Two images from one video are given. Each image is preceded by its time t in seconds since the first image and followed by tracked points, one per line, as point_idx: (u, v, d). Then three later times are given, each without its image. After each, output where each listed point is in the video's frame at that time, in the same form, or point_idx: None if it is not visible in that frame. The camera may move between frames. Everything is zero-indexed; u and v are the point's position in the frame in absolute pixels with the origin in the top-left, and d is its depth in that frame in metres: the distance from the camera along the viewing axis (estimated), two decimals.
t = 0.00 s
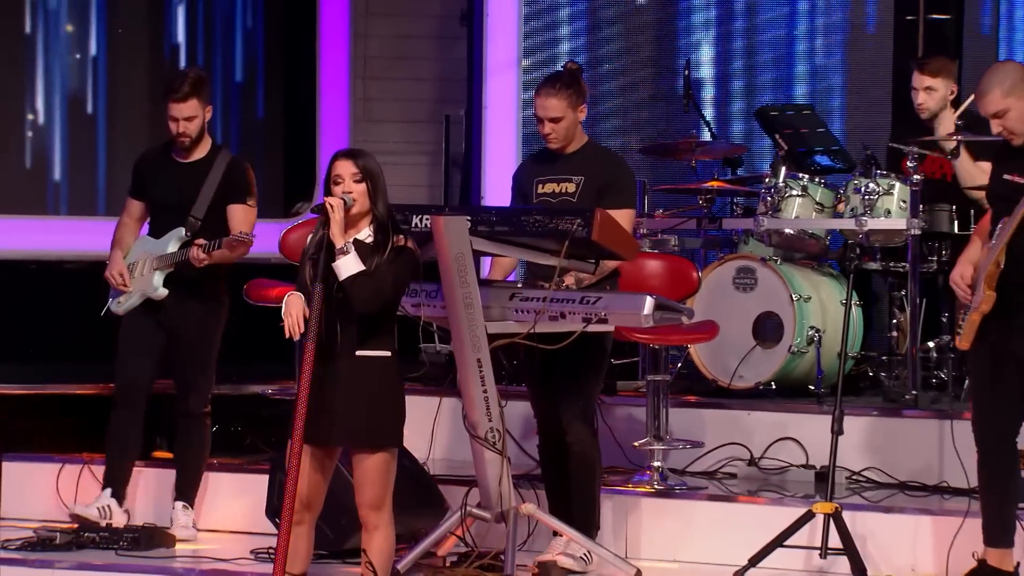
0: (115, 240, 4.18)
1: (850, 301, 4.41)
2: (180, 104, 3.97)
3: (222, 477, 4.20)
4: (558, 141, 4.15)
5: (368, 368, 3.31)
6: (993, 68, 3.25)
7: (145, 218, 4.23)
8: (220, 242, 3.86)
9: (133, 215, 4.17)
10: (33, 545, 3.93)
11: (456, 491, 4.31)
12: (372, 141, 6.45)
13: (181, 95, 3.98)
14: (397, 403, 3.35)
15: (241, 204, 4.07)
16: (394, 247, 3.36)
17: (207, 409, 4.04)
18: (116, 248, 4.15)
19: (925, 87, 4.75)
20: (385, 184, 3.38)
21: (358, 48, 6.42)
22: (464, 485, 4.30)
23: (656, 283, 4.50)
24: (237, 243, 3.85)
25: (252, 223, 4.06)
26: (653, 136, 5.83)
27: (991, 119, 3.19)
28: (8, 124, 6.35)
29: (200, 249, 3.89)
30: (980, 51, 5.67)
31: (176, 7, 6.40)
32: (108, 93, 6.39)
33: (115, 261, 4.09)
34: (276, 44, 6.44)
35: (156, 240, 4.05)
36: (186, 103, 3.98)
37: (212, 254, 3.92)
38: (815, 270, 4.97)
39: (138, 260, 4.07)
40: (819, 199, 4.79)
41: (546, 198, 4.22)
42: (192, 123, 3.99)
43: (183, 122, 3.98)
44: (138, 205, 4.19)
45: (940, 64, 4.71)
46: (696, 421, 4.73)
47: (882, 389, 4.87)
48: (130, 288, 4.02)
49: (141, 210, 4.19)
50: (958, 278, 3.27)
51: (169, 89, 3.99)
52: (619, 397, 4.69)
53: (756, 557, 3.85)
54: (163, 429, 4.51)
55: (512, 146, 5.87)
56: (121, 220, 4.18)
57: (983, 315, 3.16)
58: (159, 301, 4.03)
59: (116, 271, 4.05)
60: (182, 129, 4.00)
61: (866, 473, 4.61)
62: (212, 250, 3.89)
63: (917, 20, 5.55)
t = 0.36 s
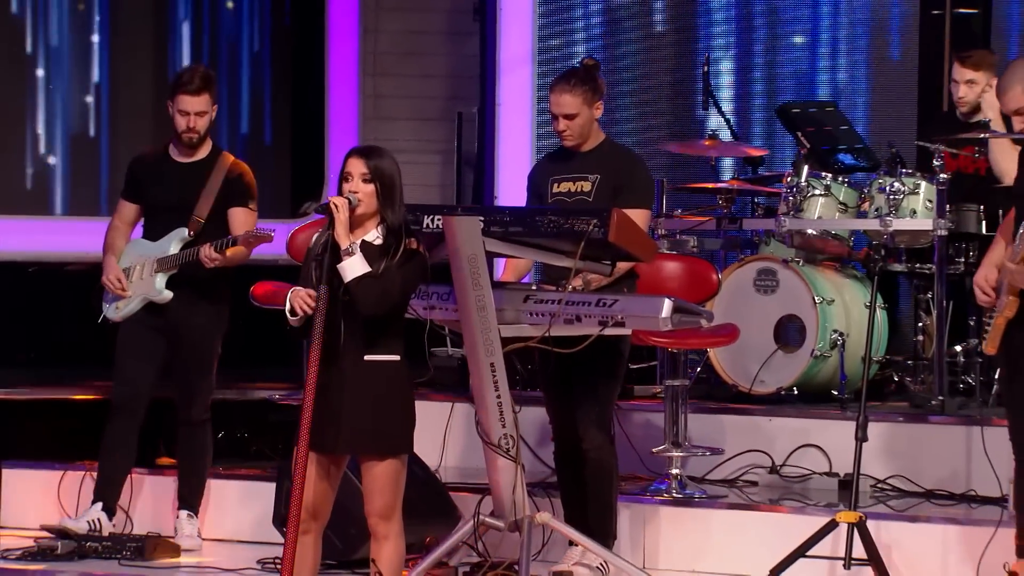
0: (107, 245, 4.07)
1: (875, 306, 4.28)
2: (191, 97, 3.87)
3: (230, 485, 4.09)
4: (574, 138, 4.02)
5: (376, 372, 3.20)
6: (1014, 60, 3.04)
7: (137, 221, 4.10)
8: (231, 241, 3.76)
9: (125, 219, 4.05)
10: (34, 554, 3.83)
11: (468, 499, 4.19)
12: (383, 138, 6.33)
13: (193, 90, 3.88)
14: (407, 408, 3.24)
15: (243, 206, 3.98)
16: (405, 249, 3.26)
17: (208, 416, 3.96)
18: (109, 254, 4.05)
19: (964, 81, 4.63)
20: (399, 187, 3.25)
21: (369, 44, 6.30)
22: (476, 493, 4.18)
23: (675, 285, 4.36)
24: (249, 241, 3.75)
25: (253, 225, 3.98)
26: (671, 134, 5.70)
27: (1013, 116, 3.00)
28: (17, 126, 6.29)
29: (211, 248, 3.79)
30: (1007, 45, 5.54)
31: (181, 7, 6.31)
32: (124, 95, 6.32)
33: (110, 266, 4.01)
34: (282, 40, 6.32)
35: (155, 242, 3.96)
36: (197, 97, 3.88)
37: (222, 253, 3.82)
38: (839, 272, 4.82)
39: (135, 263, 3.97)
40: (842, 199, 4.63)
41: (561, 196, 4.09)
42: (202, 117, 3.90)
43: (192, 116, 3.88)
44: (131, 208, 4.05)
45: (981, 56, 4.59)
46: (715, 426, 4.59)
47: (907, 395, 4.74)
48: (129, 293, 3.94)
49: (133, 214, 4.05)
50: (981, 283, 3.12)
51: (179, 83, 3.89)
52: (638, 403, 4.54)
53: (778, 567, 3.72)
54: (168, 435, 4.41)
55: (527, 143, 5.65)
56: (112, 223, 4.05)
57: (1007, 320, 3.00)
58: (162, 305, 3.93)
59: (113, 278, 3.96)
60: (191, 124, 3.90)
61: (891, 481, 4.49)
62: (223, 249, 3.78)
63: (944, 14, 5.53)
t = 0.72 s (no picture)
0: (99, 242, 4.04)
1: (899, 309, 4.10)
2: (186, 96, 3.89)
3: (235, 494, 3.99)
4: (589, 137, 3.90)
5: (383, 378, 3.07)
6: None
7: (127, 217, 4.10)
8: (234, 241, 3.73)
9: (118, 216, 4.04)
10: (31, 566, 3.71)
11: (481, 508, 4.06)
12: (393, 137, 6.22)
13: (188, 87, 3.89)
14: (414, 415, 3.11)
15: (241, 205, 3.98)
16: (413, 254, 3.12)
17: (208, 424, 3.91)
18: (108, 251, 4.01)
19: (988, 74, 4.53)
20: (409, 186, 3.13)
21: (377, 38, 6.21)
22: (489, 502, 4.05)
23: (694, 288, 4.24)
24: (254, 240, 3.71)
25: (250, 225, 3.97)
26: (690, 131, 5.57)
27: None
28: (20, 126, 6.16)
29: (218, 245, 3.76)
30: None
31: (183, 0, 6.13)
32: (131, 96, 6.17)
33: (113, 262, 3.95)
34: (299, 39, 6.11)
35: (153, 242, 3.96)
36: (192, 94, 3.89)
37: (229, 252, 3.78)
38: (864, 274, 4.67)
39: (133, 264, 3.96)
40: (867, 199, 4.52)
41: (576, 196, 3.96)
42: (199, 115, 3.91)
43: (188, 114, 3.89)
44: (123, 206, 4.04)
45: (1008, 48, 4.47)
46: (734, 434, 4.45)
47: (933, 402, 4.59)
48: (128, 295, 3.91)
49: (125, 210, 4.05)
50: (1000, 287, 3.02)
51: (174, 80, 3.90)
52: (655, 409, 4.40)
53: None
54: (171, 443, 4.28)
55: (541, 142, 5.48)
56: (102, 220, 4.03)
57: None
58: (160, 307, 3.90)
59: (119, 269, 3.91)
60: (188, 123, 3.91)
61: (917, 491, 4.31)
62: (229, 248, 3.74)
63: (972, 8, 5.39)
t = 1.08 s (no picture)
0: (100, 244, 3.92)
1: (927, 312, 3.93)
2: (187, 92, 3.78)
3: (241, 504, 3.88)
4: (604, 136, 3.76)
5: (391, 384, 2.94)
6: None
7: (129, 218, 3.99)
8: (234, 240, 3.63)
9: (120, 217, 3.93)
10: None
11: (495, 519, 3.92)
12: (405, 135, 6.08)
13: (188, 84, 3.78)
14: (424, 421, 2.98)
15: (246, 204, 3.87)
16: (422, 255, 2.99)
17: (213, 431, 3.82)
18: (111, 252, 3.90)
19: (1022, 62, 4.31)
20: (417, 184, 3.01)
21: (388, 33, 6.04)
22: (503, 513, 3.92)
23: (715, 292, 4.14)
24: (253, 240, 3.62)
25: (255, 224, 3.86)
26: (711, 127, 5.43)
27: None
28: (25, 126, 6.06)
29: (217, 245, 3.67)
30: None
31: None
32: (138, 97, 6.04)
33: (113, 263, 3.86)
34: (308, 35, 6.01)
35: (155, 244, 3.85)
36: (193, 91, 3.79)
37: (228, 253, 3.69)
38: (892, 277, 4.51)
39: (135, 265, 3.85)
40: (894, 199, 4.36)
41: (593, 197, 3.83)
42: (201, 113, 3.80)
43: (189, 112, 3.79)
44: (124, 206, 3.93)
45: None
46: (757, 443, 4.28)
47: (963, 409, 4.43)
48: (130, 298, 3.80)
49: (127, 211, 3.94)
50: None
51: (174, 77, 3.79)
52: (674, 416, 4.26)
53: None
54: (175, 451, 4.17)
55: (556, 140, 5.37)
56: (103, 221, 3.92)
57: None
58: (161, 311, 3.81)
59: (123, 270, 3.79)
60: (189, 121, 3.80)
61: (946, 501, 4.15)
62: (229, 247, 3.65)
63: None
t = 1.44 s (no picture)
0: (105, 245, 3.80)
1: (962, 314, 3.57)
2: (196, 87, 3.67)
3: (247, 514, 3.76)
4: (627, 135, 3.62)
5: (402, 389, 2.81)
6: None
7: (134, 219, 3.86)
8: (243, 240, 3.51)
9: (126, 219, 3.81)
10: None
11: (510, 530, 3.78)
12: (419, 131, 6.02)
13: (198, 78, 3.67)
14: (438, 428, 2.85)
15: (255, 203, 3.75)
16: (431, 253, 2.86)
17: (220, 438, 3.69)
18: (115, 254, 3.78)
19: None
20: (420, 181, 2.89)
21: (400, 28, 6.02)
22: (519, 523, 3.79)
23: (739, 293, 3.99)
24: (262, 241, 3.49)
25: (265, 224, 3.74)
26: (733, 123, 5.27)
27: None
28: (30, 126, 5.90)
29: (225, 245, 3.55)
30: None
31: None
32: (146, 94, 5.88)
33: (119, 266, 3.73)
34: (318, 29, 5.85)
35: (161, 245, 3.73)
36: (203, 87, 3.67)
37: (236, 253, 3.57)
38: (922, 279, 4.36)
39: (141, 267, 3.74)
40: (925, 197, 4.23)
41: (613, 196, 3.68)
42: (210, 109, 3.69)
43: (199, 108, 3.67)
44: (130, 206, 3.81)
45: None
46: (783, 450, 4.14)
47: (997, 415, 4.27)
48: (135, 301, 3.69)
49: (133, 212, 3.82)
50: None
51: (184, 72, 3.68)
52: (696, 423, 4.11)
53: None
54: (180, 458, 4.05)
55: (575, 139, 5.19)
56: (109, 222, 3.80)
57: None
58: (167, 314, 3.68)
59: (128, 273, 3.68)
60: (199, 117, 3.68)
61: (979, 511, 3.98)
62: (237, 247, 3.53)
63: None
